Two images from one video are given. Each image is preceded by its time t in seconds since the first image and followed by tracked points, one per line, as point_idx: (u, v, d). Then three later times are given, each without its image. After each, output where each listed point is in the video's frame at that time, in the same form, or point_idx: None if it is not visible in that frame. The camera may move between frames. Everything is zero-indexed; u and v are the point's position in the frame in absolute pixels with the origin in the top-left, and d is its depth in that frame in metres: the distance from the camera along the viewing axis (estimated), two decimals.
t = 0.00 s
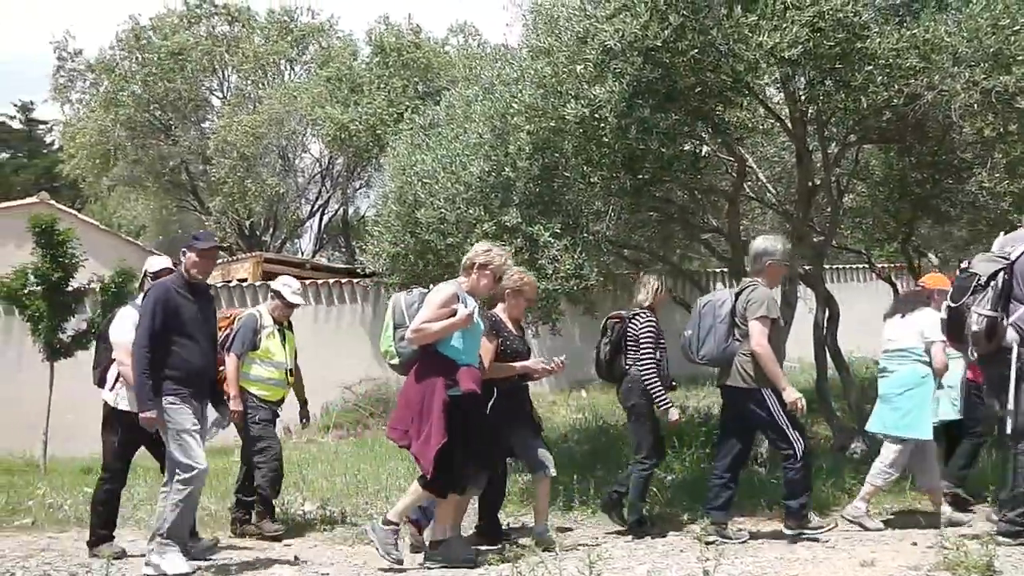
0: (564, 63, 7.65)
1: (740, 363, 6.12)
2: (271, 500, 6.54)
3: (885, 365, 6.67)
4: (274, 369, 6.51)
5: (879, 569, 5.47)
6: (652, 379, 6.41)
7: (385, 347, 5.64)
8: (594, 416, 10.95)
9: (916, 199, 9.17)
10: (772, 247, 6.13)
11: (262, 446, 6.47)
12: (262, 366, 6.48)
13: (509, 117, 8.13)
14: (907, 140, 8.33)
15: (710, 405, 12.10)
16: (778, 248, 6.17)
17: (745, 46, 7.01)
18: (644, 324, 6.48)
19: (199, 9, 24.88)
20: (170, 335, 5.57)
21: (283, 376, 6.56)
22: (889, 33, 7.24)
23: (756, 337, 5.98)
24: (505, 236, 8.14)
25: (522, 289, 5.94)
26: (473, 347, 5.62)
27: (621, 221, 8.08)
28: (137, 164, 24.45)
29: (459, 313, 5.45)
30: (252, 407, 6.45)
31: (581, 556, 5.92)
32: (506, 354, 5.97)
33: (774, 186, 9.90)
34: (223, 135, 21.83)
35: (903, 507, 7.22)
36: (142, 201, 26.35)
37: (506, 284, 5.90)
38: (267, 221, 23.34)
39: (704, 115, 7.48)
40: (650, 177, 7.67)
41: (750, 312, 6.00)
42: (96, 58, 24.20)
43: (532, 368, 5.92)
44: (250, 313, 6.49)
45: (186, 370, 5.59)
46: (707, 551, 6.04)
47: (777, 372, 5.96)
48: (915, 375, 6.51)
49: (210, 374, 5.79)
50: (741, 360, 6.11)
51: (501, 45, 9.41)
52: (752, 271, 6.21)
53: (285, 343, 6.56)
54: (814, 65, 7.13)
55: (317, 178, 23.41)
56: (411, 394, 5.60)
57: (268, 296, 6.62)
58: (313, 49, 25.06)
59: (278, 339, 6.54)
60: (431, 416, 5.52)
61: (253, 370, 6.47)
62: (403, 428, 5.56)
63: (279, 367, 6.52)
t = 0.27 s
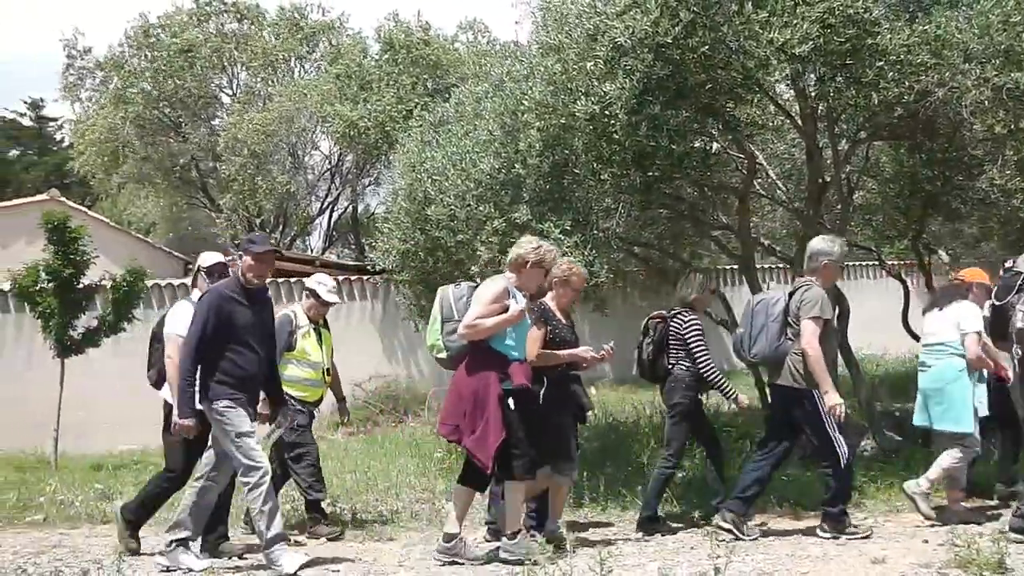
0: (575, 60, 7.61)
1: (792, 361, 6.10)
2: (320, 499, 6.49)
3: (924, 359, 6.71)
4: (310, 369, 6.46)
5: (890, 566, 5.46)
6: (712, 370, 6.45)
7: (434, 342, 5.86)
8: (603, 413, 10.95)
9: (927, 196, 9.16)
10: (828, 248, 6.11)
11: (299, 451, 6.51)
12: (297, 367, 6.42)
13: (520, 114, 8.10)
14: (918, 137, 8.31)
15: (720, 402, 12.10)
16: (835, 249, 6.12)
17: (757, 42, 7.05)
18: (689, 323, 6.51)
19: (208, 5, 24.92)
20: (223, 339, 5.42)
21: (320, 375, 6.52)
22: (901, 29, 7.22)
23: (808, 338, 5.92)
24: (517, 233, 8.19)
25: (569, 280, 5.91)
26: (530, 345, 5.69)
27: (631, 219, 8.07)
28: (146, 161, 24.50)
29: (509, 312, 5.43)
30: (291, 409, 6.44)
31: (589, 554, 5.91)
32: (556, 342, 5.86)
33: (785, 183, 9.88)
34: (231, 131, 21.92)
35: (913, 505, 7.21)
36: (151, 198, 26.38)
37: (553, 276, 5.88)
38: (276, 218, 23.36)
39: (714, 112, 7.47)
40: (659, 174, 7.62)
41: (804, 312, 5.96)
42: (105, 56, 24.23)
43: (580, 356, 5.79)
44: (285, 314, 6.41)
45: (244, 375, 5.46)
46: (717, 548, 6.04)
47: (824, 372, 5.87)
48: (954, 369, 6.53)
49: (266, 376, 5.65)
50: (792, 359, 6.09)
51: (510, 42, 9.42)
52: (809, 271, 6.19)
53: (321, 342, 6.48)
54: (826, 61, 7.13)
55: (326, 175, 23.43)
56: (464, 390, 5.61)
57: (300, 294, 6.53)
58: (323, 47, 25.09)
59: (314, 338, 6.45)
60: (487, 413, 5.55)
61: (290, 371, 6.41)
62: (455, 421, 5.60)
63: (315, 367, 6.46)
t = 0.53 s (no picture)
0: (584, 52, 7.60)
1: (842, 343, 6.14)
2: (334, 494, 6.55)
3: (959, 350, 6.85)
4: (347, 358, 6.53)
5: (901, 557, 5.45)
6: (752, 358, 6.52)
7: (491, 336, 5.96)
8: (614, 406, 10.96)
9: (936, 187, 9.15)
10: (880, 229, 6.13)
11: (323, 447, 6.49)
12: (336, 355, 6.51)
13: (528, 106, 8.11)
14: (927, 128, 8.30)
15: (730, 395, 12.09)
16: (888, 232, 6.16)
17: (766, 33, 7.03)
18: (740, 316, 6.52)
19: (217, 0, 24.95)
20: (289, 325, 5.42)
21: (356, 364, 6.56)
22: (911, 19, 7.16)
23: (863, 319, 6.02)
24: (525, 227, 8.11)
25: (613, 270, 6.13)
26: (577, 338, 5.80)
27: (641, 212, 8.07)
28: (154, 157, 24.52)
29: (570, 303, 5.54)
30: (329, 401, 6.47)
31: (598, 547, 5.92)
32: (597, 334, 6.12)
33: (794, 174, 9.88)
34: (242, 126, 21.91)
35: (923, 496, 7.21)
36: (161, 194, 26.43)
37: (597, 267, 6.09)
38: (286, 212, 23.39)
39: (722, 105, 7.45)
40: (669, 167, 7.61)
41: (857, 294, 6.05)
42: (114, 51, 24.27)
43: (624, 348, 5.96)
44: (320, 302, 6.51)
45: (308, 362, 5.50)
46: (727, 539, 6.04)
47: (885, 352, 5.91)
48: (987, 361, 6.66)
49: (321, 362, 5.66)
50: (842, 341, 6.14)
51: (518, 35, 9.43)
52: (859, 254, 6.22)
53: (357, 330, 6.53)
54: (834, 53, 7.11)
55: (335, 169, 23.45)
56: (522, 384, 5.67)
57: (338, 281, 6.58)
58: (332, 41, 25.13)
59: (350, 326, 6.51)
60: (549, 406, 5.64)
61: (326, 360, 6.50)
62: (514, 415, 5.61)
63: (352, 355, 6.53)
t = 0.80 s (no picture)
0: (583, 50, 7.61)
1: (880, 347, 6.15)
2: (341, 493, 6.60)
3: (995, 353, 6.74)
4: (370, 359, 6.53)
5: (900, 557, 5.45)
6: (778, 361, 6.50)
7: (527, 329, 5.81)
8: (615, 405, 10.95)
9: (937, 186, 9.15)
10: (914, 230, 6.12)
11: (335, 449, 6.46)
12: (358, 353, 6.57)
13: (528, 106, 8.16)
14: (927, 127, 8.29)
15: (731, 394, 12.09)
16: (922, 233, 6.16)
17: (765, 32, 7.02)
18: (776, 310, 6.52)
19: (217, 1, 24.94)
20: (349, 328, 5.51)
21: (379, 365, 6.57)
22: (910, 18, 7.11)
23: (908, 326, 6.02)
24: (526, 225, 8.03)
25: (648, 266, 6.06)
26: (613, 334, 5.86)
27: (641, 211, 8.07)
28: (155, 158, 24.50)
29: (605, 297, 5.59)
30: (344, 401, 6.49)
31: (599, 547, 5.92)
32: (637, 331, 6.06)
33: (795, 174, 9.88)
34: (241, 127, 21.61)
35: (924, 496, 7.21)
36: (162, 194, 26.41)
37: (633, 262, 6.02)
38: (287, 212, 23.39)
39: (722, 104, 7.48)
40: (668, 166, 7.62)
41: (899, 299, 6.05)
42: (115, 51, 24.27)
43: (665, 344, 5.93)
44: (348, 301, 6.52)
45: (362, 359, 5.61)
46: (727, 539, 6.04)
47: (931, 354, 5.88)
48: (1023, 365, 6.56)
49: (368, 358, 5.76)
50: (881, 344, 6.15)
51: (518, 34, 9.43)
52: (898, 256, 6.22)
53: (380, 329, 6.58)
54: (833, 51, 7.09)
55: (336, 169, 23.41)
56: (558, 380, 5.69)
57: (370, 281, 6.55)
58: (333, 40, 25.12)
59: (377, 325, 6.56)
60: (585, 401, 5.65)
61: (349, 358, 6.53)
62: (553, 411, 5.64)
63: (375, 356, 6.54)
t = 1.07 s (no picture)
0: (585, 50, 7.66)
1: (929, 345, 6.23)
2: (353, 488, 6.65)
3: None
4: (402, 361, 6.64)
5: (905, 555, 5.45)
6: (818, 362, 6.53)
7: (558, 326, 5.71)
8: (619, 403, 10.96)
9: (941, 183, 9.15)
10: (952, 228, 6.25)
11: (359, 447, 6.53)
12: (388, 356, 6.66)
13: (530, 105, 8.21)
14: (929, 125, 8.29)
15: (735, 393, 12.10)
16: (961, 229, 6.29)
17: (767, 31, 6.99)
18: (819, 311, 6.55)
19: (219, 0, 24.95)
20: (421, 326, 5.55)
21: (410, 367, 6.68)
22: (912, 16, 7.06)
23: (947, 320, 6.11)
24: (528, 224, 8.00)
25: (689, 259, 6.17)
26: (643, 331, 5.81)
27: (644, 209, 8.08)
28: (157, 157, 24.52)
29: (639, 295, 5.54)
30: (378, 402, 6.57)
31: (605, 545, 5.93)
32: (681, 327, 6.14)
33: (798, 172, 9.88)
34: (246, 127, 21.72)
35: (929, 493, 7.22)
36: (164, 194, 26.42)
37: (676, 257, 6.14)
38: (290, 211, 23.40)
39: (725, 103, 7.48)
40: (671, 164, 7.62)
41: (942, 294, 6.13)
42: (117, 51, 24.28)
43: (706, 337, 6.03)
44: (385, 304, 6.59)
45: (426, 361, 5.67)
46: (732, 537, 6.04)
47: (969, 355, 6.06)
48: None
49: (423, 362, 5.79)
50: (930, 343, 6.22)
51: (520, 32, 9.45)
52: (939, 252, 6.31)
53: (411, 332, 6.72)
54: (835, 49, 7.10)
55: (339, 168, 23.42)
56: (585, 377, 5.68)
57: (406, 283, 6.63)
58: (335, 39, 25.12)
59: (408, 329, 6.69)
60: (609, 401, 5.64)
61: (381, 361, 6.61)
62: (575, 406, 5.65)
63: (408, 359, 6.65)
